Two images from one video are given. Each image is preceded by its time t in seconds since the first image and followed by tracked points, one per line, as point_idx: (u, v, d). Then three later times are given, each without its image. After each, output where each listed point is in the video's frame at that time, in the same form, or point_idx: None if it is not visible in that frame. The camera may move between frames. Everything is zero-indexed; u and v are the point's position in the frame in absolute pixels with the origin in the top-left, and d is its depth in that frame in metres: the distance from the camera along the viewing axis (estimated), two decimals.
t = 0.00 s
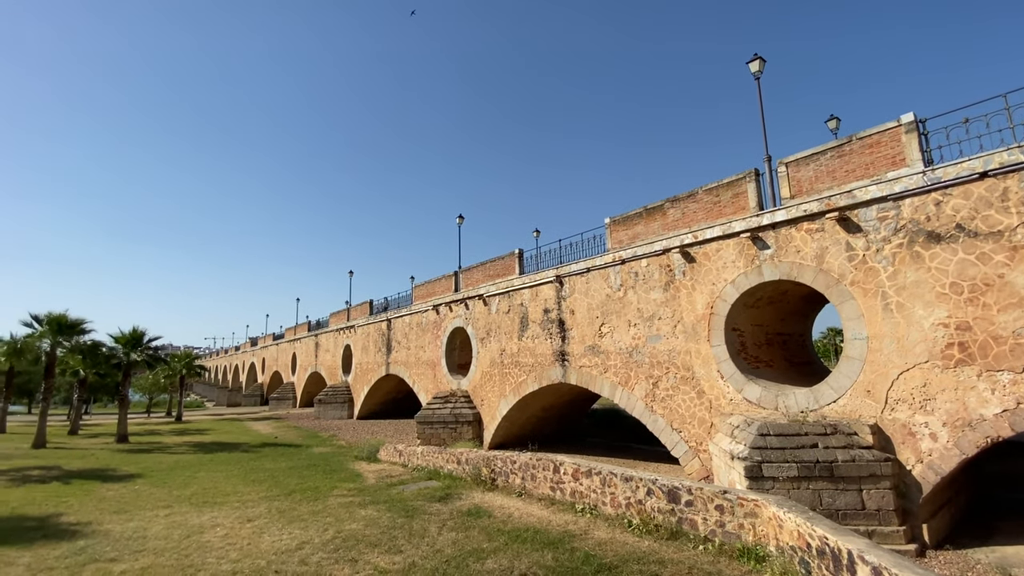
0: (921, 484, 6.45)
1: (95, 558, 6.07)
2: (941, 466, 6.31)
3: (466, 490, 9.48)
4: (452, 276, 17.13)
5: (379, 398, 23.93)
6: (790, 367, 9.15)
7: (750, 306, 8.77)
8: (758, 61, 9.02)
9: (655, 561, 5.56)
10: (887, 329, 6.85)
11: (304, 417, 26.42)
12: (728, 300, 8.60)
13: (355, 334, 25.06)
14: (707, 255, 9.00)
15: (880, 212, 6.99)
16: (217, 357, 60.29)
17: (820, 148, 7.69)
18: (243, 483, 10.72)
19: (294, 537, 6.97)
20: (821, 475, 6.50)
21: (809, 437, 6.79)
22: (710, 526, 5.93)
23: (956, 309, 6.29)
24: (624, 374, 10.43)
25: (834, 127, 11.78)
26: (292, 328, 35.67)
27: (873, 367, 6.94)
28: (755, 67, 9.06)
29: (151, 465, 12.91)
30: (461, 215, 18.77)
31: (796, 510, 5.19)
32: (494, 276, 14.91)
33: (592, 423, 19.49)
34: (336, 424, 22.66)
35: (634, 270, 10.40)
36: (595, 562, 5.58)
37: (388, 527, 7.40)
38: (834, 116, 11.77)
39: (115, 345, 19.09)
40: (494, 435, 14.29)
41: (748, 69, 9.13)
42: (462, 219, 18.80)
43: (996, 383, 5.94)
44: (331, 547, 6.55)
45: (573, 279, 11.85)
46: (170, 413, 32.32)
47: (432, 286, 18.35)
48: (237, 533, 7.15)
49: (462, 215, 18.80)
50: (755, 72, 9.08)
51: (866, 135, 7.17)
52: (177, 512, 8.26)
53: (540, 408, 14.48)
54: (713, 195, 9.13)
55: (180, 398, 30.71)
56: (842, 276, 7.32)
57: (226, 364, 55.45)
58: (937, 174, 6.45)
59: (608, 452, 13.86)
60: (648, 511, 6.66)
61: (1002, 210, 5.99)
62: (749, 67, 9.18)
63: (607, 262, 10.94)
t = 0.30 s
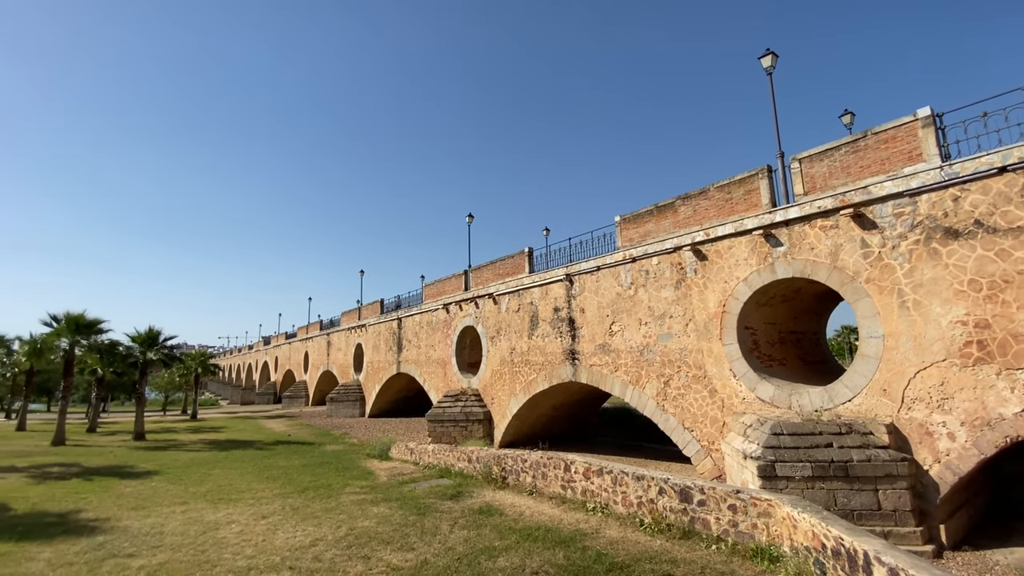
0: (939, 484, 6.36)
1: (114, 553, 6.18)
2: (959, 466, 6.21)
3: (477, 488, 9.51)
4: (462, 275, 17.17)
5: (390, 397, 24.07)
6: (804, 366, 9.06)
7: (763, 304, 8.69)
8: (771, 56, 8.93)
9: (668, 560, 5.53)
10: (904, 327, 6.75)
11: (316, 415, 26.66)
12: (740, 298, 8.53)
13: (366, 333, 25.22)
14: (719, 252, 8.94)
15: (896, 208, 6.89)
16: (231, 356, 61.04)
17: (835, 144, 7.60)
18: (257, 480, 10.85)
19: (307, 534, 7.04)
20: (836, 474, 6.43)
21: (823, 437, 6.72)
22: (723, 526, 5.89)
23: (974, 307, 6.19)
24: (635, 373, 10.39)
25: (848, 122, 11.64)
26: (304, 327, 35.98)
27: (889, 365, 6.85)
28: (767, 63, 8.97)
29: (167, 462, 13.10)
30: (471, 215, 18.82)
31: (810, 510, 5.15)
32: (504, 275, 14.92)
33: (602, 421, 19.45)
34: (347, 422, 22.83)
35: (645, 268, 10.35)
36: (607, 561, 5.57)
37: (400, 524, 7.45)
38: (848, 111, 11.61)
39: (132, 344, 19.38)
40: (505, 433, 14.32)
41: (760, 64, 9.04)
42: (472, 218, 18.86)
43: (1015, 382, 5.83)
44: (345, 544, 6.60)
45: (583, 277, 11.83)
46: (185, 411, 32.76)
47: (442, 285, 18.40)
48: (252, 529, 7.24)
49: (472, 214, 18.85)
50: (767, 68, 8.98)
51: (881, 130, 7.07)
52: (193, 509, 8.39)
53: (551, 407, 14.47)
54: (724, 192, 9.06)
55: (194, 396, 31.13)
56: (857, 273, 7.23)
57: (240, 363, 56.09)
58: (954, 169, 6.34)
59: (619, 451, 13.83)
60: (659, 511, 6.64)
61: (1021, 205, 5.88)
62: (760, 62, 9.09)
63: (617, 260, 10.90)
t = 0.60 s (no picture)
0: (957, 484, 6.26)
1: (133, 549, 6.29)
2: (978, 466, 6.11)
3: (488, 486, 9.54)
4: (472, 273, 17.20)
5: (402, 395, 24.20)
6: (818, 365, 8.96)
7: (776, 302, 8.61)
8: (784, 51, 8.83)
9: (680, 559, 5.51)
10: (921, 324, 6.65)
11: (329, 413, 26.88)
12: (753, 296, 8.46)
13: (377, 331, 25.37)
14: (732, 250, 8.87)
15: (912, 204, 6.79)
16: (245, 355, 61.74)
17: (849, 139, 7.51)
18: (271, 477, 10.97)
19: (321, 530, 7.11)
20: (851, 474, 6.36)
21: (839, 436, 6.65)
22: (736, 526, 5.86)
23: (994, 304, 6.07)
24: (646, 372, 10.34)
25: (863, 117, 11.47)
26: (316, 326, 36.27)
27: (906, 364, 6.75)
28: (780, 58, 8.88)
29: (183, 459, 13.29)
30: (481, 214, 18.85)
31: (825, 510, 5.10)
32: (514, 274, 14.92)
33: (613, 420, 19.39)
34: (359, 420, 23.00)
35: (656, 266, 10.30)
36: (619, 560, 5.56)
37: (413, 521, 7.49)
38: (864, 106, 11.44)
39: (148, 343, 19.67)
40: (515, 432, 14.33)
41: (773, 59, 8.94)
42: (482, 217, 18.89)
43: None
44: (358, 541, 6.66)
45: (593, 276, 11.79)
46: (200, 408, 33.22)
47: (452, 284, 18.45)
48: (267, 526, 7.32)
49: (482, 213, 18.89)
50: (780, 63, 8.89)
51: (898, 124, 6.97)
52: (209, 505, 8.51)
53: (561, 405, 14.46)
54: (737, 189, 8.98)
55: (209, 394, 31.55)
56: (873, 270, 7.13)
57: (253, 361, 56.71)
58: (973, 164, 6.23)
59: (630, 450, 13.79)
60: (672, 510, 6.61)
61: None
62: (773, 57, 8.99)
63: (628, 258, 10.85)
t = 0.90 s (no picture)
0: (976, 485, 6.16)
1: (151, 544, 6.40)
2: (998, 466, 6.00)
3: (500, 485, 9.56)
4: (482, 272, 17.22)
5: (412, 394, 24.32)
6: (833, 364, 8.85)
7: (790, 300, 8.52)
8: (797, 45, 8.73)
9: (693, 559, 5.49)
10: (939, 322, 6.55)
11: (341, 412, 27.09)
12: (766, 294, 8.39)
13: (388, 330, 25.52)
14: (744, 247, 8.79)
15: (930, 200, 6.68)
16: (258, 353, 62.42)
17: (865, 134, 7.41)
18: (285, 475, 11.09)
19: (335, 528, 7.17)
20: (867, 475, 6.29)
21: (854, 436, 6.57)
22: (750, 526, 5.81)
23: (1014, 301, 5.96)
24: (657, 371, 10.30)
25: (879, 111, 11.31)
26: (328, 325, 36.56)
27: (923, 362, 6.65)
28: (793, 53, 8.77)
29: (198, 457, 13.47)
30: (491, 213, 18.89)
31: (841, 511, 5.04)
32: (524, 273, 14.93)
33: (624, 419, 19.32)
34: (371, 418, 23.15)
35: (667, 265, 10.24)
36: (631, 559, 5.55)
37: (425, 519, 7.53)
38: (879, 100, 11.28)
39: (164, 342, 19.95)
40: (526, 430, 14.34)
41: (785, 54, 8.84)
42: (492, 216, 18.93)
43: None
44: (370, 538, 6.71)
45: (603, 274, 11.76)
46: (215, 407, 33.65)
47: (463, 283, 18.50)
48: (281, 523, 7.40)
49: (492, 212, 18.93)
50: (793, 58, 8.79)
51: (914, 119, 6.87)
52: (224, 502, 8.62)
53: (572, 404, 14.44)
54: (749, 186, 8.90)
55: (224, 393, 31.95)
56: (889, 268, 7.03)
57: (266, 360, 57.32)
58: (992, 159, 6.11)
59: (642, 449, 13.73)
60: (684, 509, 6.59)
61: None
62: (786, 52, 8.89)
63: (639, 256, 10.81)
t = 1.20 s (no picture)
0: (996, 487, 6.05)
1: (169, 541, 6.49)
2: (1019, 468, 5.90)
3: (511, 484, 9.58)
4: (492, 272, 17.24)
5: (423, 393, 24.41)
6: (848, 363, 8.74)
7: (804, 299, 8.43)
8: (810, 40, 8.63)
9: (706, 560, 5.46)
10: (958, 321, 6.44)
11: (353, 410, 27.29)
12: (780, 293, 8.31)
13: (399, 330, 25.64)
14: (757, 245, 8.71)
15: (948, 196, 6.56)
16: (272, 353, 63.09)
17: (880, 130, 7.31)
18: (298, 473, 11.19)
19: (348, 526, 7.23)
20: (884, 475, 6.21)
21: (870, 436, 6.49)
22: (764, 527, 5.77)
23: None
24: (669, 370, 10.24)
25: (894, 106, 11.15)
26: (340, 325, 36.82)
27: (941, 362, 6.55)
28: (806, 48, 8.68)
29: (213, 455, 13.64)
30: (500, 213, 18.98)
31: (857, 512, 4.98)
32: (534, 272, 14.92)
33: (635, 419, 19.25)
34: (383, 417, 23.29)
35: (678, 263, 10.18)
36: (643, 559, 5.53)
37: (437, 518, 7.56)
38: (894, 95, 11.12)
39: (179, 342, 20.23)
40: (537, 430, 14.34)
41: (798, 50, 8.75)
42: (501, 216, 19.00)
43: None
44: (383, 536, 6.76)
45: (614, 273, 11.72)
46: (230, 406, 34.05)
47: (473, 283, 18.53)
48: (295, 520, 7.48)
49: (501, 212, 19.02)
50: (806, 53, 8.69)
51: (931, 114, 6.76)
52: (240, 500, 8.73)
53: (582, 404, 14.41)
54: (762, 183, 8.82)
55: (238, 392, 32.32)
56: (906, 265, 6.93)
57: (279, 360, 57.90)
58: (1012, 153, 5.99)
59: (653, 449, 13.66)
60: (696, 510, 6.55)
61: None
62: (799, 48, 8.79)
63: (650, 255, 10.75)
